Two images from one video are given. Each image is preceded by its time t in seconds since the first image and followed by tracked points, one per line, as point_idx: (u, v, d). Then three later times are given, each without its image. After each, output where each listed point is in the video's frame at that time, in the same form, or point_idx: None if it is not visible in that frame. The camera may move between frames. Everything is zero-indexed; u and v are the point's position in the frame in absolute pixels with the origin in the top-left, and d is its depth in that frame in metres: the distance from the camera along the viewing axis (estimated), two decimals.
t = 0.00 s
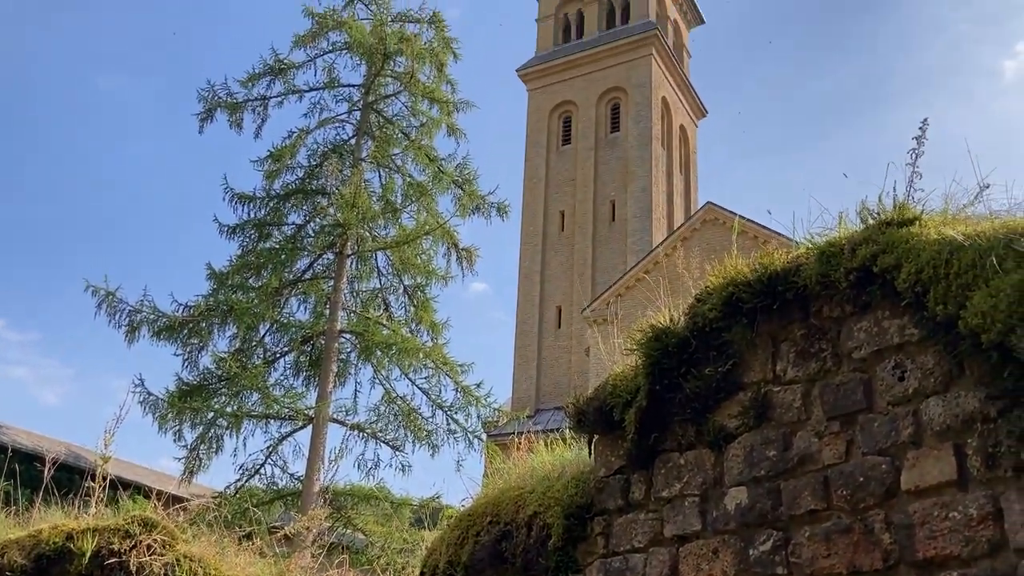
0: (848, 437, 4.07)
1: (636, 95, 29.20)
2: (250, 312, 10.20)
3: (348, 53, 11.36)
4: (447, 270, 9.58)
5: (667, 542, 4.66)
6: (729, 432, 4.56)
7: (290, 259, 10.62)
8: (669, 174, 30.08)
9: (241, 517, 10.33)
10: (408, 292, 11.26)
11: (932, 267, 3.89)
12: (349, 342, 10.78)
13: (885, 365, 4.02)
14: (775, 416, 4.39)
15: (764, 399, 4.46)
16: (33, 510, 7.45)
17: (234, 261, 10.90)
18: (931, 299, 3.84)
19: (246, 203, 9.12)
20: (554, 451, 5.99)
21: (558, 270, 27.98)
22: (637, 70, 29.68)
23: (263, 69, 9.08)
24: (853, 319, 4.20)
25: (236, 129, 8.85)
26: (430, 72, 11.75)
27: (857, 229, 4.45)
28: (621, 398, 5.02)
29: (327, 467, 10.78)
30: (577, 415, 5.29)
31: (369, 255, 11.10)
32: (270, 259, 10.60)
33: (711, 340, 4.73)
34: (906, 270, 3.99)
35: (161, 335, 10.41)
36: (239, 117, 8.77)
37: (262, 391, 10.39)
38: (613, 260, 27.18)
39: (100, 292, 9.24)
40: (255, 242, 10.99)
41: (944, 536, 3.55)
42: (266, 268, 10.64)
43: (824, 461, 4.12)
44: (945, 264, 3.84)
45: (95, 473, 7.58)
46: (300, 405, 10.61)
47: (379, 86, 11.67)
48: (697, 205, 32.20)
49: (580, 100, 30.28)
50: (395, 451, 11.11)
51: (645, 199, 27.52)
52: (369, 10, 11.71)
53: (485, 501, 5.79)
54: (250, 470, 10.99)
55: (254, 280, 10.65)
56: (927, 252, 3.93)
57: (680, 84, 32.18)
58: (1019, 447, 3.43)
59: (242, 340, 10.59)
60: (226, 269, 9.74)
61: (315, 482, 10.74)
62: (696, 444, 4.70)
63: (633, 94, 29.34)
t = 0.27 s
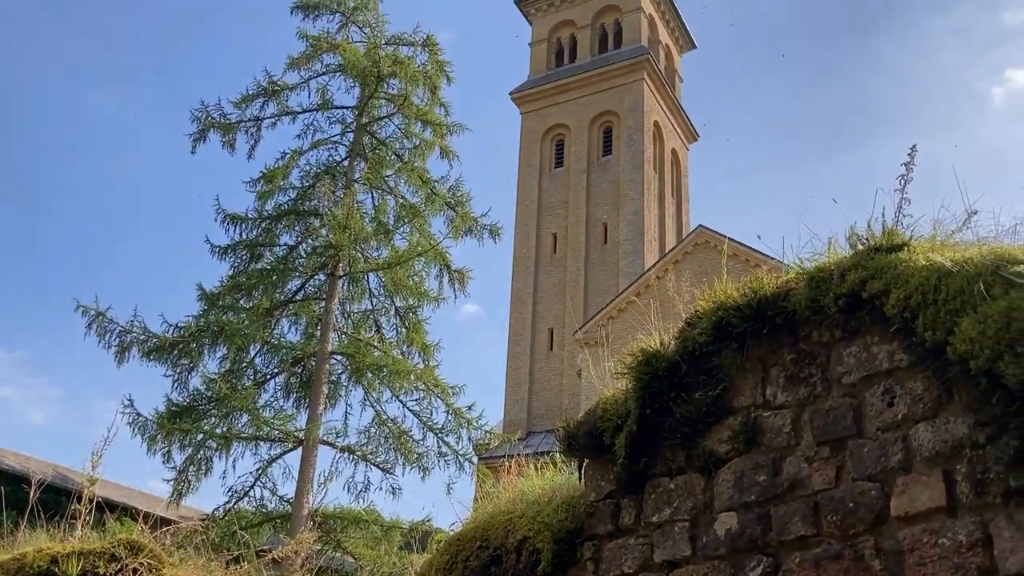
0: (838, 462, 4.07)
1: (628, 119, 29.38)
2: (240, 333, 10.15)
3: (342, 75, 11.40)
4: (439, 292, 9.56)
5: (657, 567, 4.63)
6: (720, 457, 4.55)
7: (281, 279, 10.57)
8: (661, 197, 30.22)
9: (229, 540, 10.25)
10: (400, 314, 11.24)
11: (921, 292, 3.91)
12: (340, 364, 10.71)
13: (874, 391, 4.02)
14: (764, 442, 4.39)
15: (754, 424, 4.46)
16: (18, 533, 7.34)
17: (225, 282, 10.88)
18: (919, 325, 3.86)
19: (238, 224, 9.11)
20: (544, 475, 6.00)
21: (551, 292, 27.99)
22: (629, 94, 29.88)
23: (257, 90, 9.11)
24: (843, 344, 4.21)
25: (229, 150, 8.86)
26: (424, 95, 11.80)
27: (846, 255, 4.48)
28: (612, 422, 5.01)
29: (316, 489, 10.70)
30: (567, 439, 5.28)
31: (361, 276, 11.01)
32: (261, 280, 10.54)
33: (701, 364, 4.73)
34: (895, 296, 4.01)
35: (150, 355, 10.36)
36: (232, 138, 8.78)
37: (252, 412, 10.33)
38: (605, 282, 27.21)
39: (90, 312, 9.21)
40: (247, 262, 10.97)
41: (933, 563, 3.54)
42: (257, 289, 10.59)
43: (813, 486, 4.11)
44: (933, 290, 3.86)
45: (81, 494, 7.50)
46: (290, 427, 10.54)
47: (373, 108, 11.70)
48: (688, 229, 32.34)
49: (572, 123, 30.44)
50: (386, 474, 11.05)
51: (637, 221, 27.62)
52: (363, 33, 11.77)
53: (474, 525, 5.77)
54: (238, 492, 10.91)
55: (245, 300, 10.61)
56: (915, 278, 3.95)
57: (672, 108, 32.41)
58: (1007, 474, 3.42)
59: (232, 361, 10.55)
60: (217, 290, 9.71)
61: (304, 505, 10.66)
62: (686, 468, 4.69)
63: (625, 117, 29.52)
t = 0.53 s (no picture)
0: (828, 488, 4.06)
1: (621, 143, 29.55)
2: (230, 355, 10.07)
3: (336, 98, 11.45)
4: (430, 314, 9.51)
5: None
6: (710, 483, 4.54)
7: (272, 301, 10.48)
8: (652, 221, 30.35)
9: (216, 564, 10.15)
10: (392, 336, 11.22)
11: (910, 318, 3.92)
12: (330, 386, 10.61)
13: (864, 416, 4.02)
14: (754, 467, 4.38)
15: (744, 449, 4.45)
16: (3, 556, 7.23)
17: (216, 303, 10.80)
18: (908, 350, 3.87)
19: (230, 245, 9.11)
20: (534, 499, 5.97)
21: (543, 315, 28.00)
22: (621, 118, 30.07)
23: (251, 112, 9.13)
24: (833, 370, 4.21)
25: (222, 171, 8.87)
26: (417, 118, 11.85)
27: (835, 280, 4.50)
28: (602, 447, 4.99)
29: (305, 513, 10.62)
30: (557, 464, 5.26)
31: (352, 298, 10.92)
32: (252, 301, 10.44)
33: (692, 388, 4.72)
34: (884, 321, 4.03)
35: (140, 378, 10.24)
36: (225, 159, 8.79)
37: (241, 435, 10.26)
38: (597, 306, 27.21)
39: (79, 333, 9.17)
40: (238, 284, 10.89)
41: None
42: (248, 310, 10.50)
43: (804, 512, 4.10)
44: (923, 316, 3.87)
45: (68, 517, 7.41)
46: (280, 450, 10.43)
47: (366, 130, 11.73)
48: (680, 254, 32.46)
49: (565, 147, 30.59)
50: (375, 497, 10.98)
51: (629, 245, 27.71)
52: (357, 56, 11.83)
53: (463, 550, 5.73)
54: (227, 515, 10.82)
55: (236, 322, 10.52)
56: (905, 303, 3.96)
57: (664, 133, 32.63)
58: (997, 500, 3.43)
59: (223, 383, 10.51)
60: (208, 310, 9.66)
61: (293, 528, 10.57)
62: (676, 494, 4.67)
63: (618, 142, 29.69)
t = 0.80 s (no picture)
0: (819, 514, 4.04)
1: (613, 167, 29.68)
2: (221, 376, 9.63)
3: (329, 120, 11.46)
4: (422, 336, 9.45)
5: None
6: (701, 508, 4.51)
7: (264, 323, 10.22)
8: (645, 245, 30.45)
9: None
10: (383, 358, 11.17)
11: (900, 343, 3.92)
12: (321, 409, 10.50)
13: (856, 442, 4.01)
14: (746, 492, 4.35)
15: (735, 475, 4.43)
16: None
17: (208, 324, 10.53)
18: (900, 376, 3.86)
19: (222, 266, 9.07)
20: (524, 524, 5.93)
21: (535, 338, 27.96)
22: (614, 143, 30.22)
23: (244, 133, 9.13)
24: (824, 395, 4.20)
25: (214, 192, 8.85)
26: (411, 141, 11.89)
27: (827, 305, 4.50)
28: (593, 472, 4.97)
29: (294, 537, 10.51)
30: (548, 488, 5.23)
31: (344, 320, 10.79)
32: (243, 323, 10.22)
33: (683, 412, 4.71)
34: (875, 346, 4.03)
35: (129, 399, 9.87)
36: (217, 180, 8.78)
37: (230, 457, 10.16)
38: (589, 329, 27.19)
39: (68, 353, 9.08)
40: (229, 304, 10.67)
41: None
42: (239, 332, 10.25)
43: (795, 538, 4.08)
44: (914, 341, 3.87)
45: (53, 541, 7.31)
46: (269, 473, 10.33)
47: (359, 152, 11.74)
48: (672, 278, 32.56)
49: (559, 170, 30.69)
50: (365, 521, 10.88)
51: (622, 268, 27.74)
52: (351, 79, 11.87)
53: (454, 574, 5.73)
54: (215, 538, 10.69)
55: (226, 343, 10.24)
56: (896, 328, 3.96)
57: (656, 157, 32.82)
58: (989, 527, 3.43)
59: (212, 405, 10.42)
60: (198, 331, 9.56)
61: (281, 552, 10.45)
62: (667, 519, 4.63)
63: (611, 165, 29.81)
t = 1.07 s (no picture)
0: (811, 540, 4.02)
1: (606, 191, 29.79)
2: (211, 398, 9.54)
3: (323, 142, 11.51)
4: (414, 358, 9.40)
5: None
6: (693, 534, 4.48)
7: (255, 344, 10.13)
8: (638, 269, 30.50)
9: None
10: (374, 381, 11.13)
11: (892, 369, 3.93)
12: (312, 431, 10.44)
13: (848, 467, 4.00)
14: (738, 518, 4.33)
15: (728, 500, 4.41)
16: None
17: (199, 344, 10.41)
18: (892, 401, 3.86)
19: (214, 287, 9.04)
20: (516, 548, 5.90)
21: (527, 361, 27.91)
22: (607, 166, 30.37)
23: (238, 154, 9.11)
24: (817, 420, 4.20)
25: (207, 214, 8.85)
26: (405, 163, 11.92)
27: (818, 330, 4.52)
28: (584, 497, 4.95)
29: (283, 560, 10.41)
30: (539, 514, 5.20)
31: (335, 342, 10.75)
32: (234, 344, 10.11)
33: (675, 437, 4.70)
34: (867, 372, 4.03)
35: (119, 421, 9.81)
36: (211, 202, 8.78)
37: (220, 479, 10.08)
38: (582, 352, 27.16)
39: (57, 374, 9.01)
40: (221, 325, 10.61)
41: None
42: (230, 353, 10.14)
43: (787, 564, 4.05)
44: (906, 367, 3.87)
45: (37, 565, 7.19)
46: (259, 495, 10.30)
47: (353, 174, 11.77)
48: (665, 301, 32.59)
49: (552, 193, 30.80)
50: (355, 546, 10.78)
51: (615, 291, 27.76)
52: (345, 102, 11.92)
53: None
54: (203, 562, 10.57)
55: (217, 365, 10.14)
56: (887, 354, 3.97)
57: (649, 181, 32.97)
58: (982, 555, 3.41)
59: (202, 427, 10.36)
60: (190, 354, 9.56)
61: None
62: (659, 544, 4.60)
63: (604, 189, 29.92)
